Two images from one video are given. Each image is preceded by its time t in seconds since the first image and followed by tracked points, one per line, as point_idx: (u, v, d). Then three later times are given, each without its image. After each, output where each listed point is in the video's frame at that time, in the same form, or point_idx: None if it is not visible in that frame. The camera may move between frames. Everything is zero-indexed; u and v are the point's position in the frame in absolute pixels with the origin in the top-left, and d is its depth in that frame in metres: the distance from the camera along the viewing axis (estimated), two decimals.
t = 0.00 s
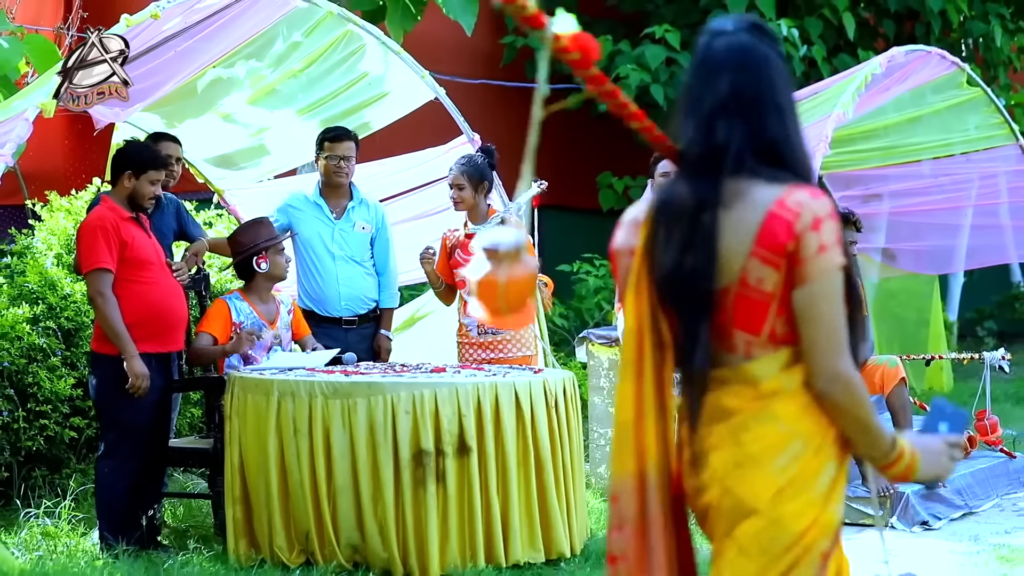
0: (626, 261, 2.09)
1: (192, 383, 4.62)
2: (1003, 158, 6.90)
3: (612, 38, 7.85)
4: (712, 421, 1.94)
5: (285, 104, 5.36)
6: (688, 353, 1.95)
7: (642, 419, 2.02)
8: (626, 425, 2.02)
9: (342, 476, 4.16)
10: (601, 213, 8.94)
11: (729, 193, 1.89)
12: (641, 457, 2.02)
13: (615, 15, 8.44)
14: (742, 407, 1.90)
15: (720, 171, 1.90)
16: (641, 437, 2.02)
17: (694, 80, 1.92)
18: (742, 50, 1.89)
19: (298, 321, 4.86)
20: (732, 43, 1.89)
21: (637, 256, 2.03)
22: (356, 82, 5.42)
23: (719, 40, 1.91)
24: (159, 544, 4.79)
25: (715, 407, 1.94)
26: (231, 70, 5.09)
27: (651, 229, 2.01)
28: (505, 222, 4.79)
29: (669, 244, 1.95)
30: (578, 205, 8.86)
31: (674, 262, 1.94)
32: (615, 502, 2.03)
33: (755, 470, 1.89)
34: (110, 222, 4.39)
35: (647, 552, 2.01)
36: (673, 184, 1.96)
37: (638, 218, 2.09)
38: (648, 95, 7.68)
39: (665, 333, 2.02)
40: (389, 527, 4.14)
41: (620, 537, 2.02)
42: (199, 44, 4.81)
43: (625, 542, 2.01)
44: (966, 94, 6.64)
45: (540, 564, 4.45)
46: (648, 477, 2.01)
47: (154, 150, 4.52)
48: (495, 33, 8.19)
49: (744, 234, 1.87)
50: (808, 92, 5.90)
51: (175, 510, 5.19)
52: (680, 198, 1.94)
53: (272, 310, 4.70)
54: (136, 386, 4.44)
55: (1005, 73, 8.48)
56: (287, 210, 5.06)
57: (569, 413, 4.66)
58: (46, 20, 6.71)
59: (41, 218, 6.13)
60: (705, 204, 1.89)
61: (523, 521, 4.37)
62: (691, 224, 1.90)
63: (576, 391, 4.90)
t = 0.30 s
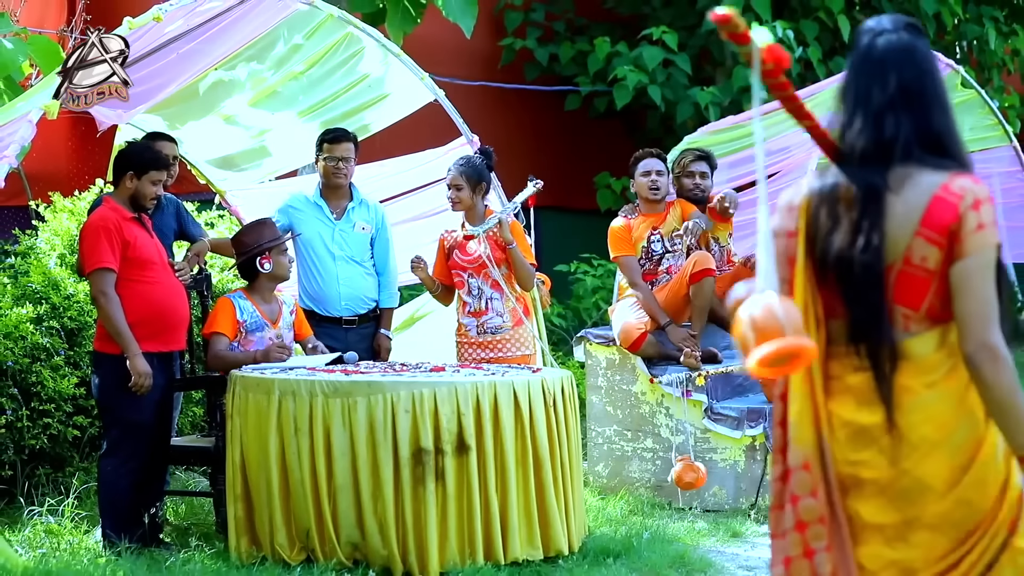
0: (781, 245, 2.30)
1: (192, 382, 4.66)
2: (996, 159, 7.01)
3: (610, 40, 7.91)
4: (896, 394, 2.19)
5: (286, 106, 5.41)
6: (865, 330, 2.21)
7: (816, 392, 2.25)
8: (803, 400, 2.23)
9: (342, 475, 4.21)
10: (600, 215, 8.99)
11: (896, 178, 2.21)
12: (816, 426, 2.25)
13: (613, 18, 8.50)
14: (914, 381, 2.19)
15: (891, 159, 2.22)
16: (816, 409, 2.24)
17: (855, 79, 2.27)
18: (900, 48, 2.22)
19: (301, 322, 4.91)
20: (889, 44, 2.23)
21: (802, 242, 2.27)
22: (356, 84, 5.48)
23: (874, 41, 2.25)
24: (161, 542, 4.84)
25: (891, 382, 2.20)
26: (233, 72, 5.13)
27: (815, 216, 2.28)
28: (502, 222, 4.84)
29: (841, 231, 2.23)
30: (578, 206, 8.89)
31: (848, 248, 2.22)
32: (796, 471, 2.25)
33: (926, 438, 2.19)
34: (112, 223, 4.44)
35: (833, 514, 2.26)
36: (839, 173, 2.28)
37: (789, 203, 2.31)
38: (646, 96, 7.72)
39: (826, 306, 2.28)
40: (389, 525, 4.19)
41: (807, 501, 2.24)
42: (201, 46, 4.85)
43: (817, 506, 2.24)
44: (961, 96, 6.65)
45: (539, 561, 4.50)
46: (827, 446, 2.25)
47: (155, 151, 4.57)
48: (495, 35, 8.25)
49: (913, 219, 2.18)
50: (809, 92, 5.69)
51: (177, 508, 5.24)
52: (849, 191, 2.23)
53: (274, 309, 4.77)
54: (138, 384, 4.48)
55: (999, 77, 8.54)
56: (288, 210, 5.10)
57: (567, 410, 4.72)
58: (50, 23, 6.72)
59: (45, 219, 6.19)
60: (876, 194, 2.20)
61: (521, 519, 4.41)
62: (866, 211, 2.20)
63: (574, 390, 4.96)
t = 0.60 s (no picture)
0: (886, 251, 2.62)
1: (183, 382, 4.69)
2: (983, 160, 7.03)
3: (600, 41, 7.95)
4: (1000, 393, 2.56)
5: (277, 107, 5.42)
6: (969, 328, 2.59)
7: (923, 395, 2.56)
8: (914, 401, 2.55)
9: (333, 474, 4.23)
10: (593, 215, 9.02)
11: (1004, 185, 2.54)
12: (923, 424, 2.56)
13: (602, 19, 8.53)
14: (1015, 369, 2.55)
15: (1000, 168, 2.54)
16: (925, 410, 2.56)
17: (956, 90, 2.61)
18: (995, 62, 2.58)
19: (294, 321, 4.95)
20: (986, 58, 2.59)
21: (906, 250, 2.60)
22: (348, 84, 5.51)
23: (969, 56, 2.61)
24: (153, 541, 4.87)
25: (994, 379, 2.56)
26: (225, 73, 5.15)
27: (920, 228, 2.60)
28: (492, 222, 4.88)
29: (944, 236, 2.57)
30: (569, 207, 8.90)
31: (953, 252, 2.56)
32: (904, 469, 2.54)
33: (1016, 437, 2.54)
34: (105, 223, 4.46)
35: (935, 509, 2.54)
36: (950, 178, 2.60)
37: (893, 211, 2.63)
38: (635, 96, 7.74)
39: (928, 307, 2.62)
40: (380, 524, 4.22)
41: (910, 500, 2.53)
42: (194, 47, 4.88)
43: (922, 502, 2.52)
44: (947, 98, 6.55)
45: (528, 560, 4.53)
46: (929, 443, 2.56)
47: (148, 151, 4.63)
48: (485, 35, 8.28)
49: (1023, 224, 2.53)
50: (791, 94, 5.50)
51: (169, 507, 5.26)
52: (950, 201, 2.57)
53: (268, 309, 4.82)
54: (130, 383, 4.51)
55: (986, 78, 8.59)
56: (279, 210, 5.10)
57: (557, 409, 4.75)
58: (43, 22, 6.83)
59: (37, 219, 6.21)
60: (980, 201, 2.55)
61: (511, 518, 4.44)
62: (980, 217, 2.55)
63: (563, 390, 4.99)
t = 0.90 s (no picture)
0: (944, 249, 2.67)
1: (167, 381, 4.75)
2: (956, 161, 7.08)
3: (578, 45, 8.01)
4: None
5: (259, 109, 5.47)
6: None
7: (1000, 381, 2.62)
8: (994, 385, 2.61)
9: (314, 471, 4.30)
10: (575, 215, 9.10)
11: None
12: (1008, 408, 2.61)
13: (581, 23, 8.60)
14: None
15: None
16: (1005, 394, 2.62)
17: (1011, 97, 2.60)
18: None
19: (277, 320, 5.02)
20: None
21: (969, 245, 2.63)
22: (329, 87, 5.54)
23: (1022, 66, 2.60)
24: (137, 538, 4.94)
25: None
26: (208, 76, 5.23)
27: (981, 226, 2.61)
28: (470, 223, 4.97)
29: (1010, 235, 2.58)
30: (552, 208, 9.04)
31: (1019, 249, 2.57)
32: (994, 450, 2.61)
33: None
34: (90, 224, 4.53)
35: None
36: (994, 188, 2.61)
37: (953, 210, 2.66)
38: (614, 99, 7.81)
39: (999, 299, 2.63)
40: (361, 521, 4.28)
41: (999, 477, 2.60)
42: (177, 50, 4.96)
43: (1012, 481, 2.60)
44: (921, 100, 6.82)
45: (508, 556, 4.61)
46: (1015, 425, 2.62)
47: (132, 153, 4.70)
48: (465, 39, 8.34)
49: None
50: (767, 97, 5.52)
51: (153, 504, 5.33)
52: (1015, 197, 2.57)
53: (251, 309, 4.88)
54: (115, 382, 4.57)
55: (960, 80, 8.66)
56: (261, 211, 5.17)
57: (535, 407, 4.83)
58: (29, 26, 6.82)
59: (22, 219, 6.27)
60: None
61: (490, 516, 4.51)
62: None
63: (542, 389, 5.06)
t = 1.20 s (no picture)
0: (955, 239, 2.76)
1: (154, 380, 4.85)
2: (929, 164, 7.15)
3: (556, 50, 8.10)
4: None
5: (244, 113, 5.59)
6: None
7: (1009, 357, 2.71)
8: (1005, 359, 2.70)
9: (298, 468, 4.39)
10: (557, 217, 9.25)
11: None
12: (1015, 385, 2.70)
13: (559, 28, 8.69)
14: None
15: None
16: (1013, 370, 2.71)
17: (1006, 101, 2.76)
18: None
19: (264, 321, 5.12)
20: None
21: (976, 233, 2.74)
22: (312, 92, 5.66)
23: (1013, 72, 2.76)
24: (124, 533, 5.03)
25: None
26: (194, 80, 5.32)
27: (987, 215, 2.72)
28: (450, 225, 5.09)
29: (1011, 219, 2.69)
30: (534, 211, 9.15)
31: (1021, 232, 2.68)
32: (1007, 420, 2.69)
33: None
34: (79, 226, 4.63)
35: None
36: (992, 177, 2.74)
37: (959, 203, 2.76)
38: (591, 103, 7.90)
39: (1001, 283, 2.74)
40: (344, 517, 4.38)
41: (1013, 443, 2.68)
42: (163, 55, 5.08)
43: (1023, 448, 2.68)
44: (893, 104, 6.82)
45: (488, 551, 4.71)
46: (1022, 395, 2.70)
47: (119, 155, 4.80)
48: (447, 44, 8.44)
49: None
50: (742, 101, 5.64)
51: (139, 500, 5.43)
52: (1014, 188, 2.69)
53: (239, 309, 4.99)
54: (103, 382, 4.67)
55: (932, 84, 8.78)
56: (247, 214, 5.25)
57: (515, 405, 4.92)
58: (19, 32, 6.96)
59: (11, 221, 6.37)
60: None
61: (470, 512, 4.61)
62: None
63: (521, 387, 5.16)
